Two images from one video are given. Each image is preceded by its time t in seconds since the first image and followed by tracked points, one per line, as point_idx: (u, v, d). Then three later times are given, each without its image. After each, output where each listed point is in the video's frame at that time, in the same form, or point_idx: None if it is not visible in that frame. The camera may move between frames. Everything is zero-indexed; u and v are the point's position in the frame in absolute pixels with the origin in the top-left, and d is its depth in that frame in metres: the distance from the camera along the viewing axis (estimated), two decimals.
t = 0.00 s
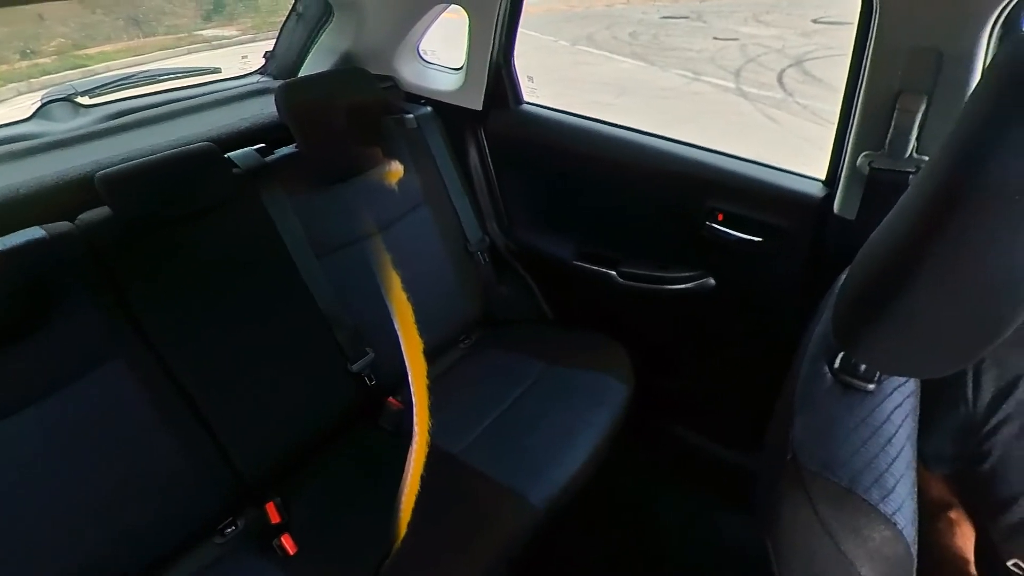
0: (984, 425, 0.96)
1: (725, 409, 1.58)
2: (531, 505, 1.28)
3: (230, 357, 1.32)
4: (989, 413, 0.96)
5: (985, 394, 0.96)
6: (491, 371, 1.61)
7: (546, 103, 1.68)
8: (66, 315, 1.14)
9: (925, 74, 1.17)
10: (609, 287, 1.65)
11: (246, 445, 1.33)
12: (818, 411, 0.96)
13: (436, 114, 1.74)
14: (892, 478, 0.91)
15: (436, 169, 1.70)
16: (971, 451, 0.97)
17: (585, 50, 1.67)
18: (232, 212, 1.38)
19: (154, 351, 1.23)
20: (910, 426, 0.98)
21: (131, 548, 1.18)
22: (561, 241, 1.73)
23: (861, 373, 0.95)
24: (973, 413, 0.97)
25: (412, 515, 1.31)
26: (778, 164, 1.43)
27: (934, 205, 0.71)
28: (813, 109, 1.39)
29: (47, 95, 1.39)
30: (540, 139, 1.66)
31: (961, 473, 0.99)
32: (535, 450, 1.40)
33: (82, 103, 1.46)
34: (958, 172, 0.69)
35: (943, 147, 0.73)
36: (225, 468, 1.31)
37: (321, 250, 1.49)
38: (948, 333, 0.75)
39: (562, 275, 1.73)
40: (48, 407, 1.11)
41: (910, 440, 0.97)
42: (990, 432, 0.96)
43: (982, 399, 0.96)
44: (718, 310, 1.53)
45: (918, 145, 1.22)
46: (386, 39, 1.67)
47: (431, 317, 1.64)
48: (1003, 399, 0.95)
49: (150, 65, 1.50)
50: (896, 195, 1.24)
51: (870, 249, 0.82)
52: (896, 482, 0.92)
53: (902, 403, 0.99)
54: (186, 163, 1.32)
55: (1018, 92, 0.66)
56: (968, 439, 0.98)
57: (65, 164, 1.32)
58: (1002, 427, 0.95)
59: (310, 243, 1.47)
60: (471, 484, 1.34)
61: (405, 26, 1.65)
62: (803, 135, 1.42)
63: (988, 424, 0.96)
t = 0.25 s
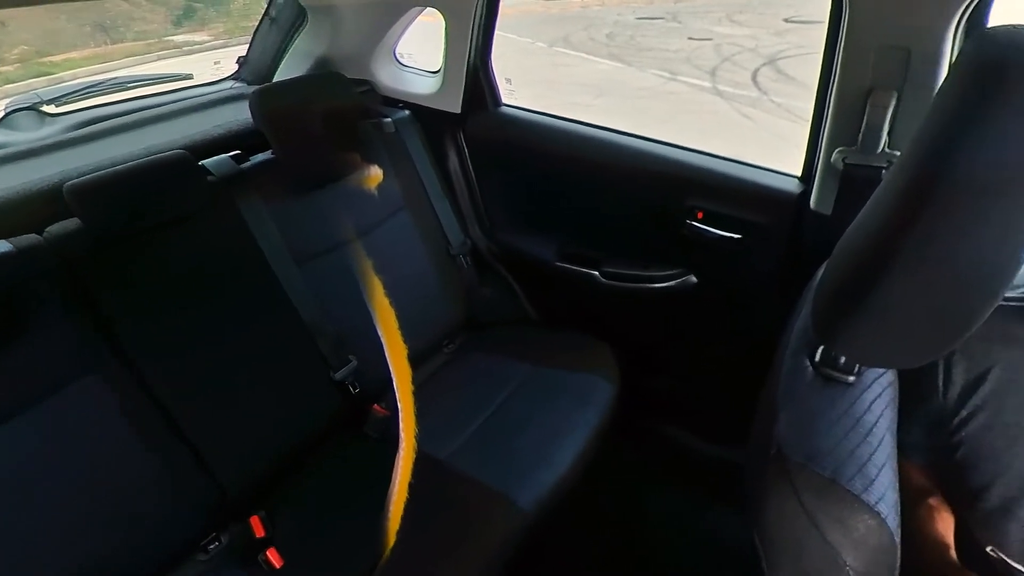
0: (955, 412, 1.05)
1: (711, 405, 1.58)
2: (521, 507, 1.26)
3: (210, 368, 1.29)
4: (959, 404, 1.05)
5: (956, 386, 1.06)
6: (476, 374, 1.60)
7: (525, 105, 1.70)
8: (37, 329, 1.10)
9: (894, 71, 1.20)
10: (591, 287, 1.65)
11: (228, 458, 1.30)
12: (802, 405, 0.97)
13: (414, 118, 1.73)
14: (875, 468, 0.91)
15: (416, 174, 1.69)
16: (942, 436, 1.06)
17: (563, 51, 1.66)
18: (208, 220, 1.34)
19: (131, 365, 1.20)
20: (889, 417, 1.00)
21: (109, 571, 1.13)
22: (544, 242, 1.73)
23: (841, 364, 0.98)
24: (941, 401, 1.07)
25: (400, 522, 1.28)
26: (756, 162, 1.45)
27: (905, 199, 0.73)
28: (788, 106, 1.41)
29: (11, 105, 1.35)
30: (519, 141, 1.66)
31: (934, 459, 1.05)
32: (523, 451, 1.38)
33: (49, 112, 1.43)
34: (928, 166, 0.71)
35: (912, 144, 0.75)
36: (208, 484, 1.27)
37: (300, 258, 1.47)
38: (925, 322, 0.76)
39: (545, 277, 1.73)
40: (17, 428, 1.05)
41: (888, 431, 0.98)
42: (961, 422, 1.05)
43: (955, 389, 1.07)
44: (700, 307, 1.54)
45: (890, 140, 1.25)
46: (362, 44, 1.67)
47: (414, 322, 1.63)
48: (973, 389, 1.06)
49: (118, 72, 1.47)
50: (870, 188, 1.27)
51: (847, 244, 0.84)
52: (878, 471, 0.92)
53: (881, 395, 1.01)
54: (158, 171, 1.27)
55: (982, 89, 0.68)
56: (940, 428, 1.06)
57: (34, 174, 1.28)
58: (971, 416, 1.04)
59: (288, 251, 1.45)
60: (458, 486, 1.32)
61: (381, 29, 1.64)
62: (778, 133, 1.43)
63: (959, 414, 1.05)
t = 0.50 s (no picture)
0: (929, 410, 1.05)
1: (698, 402, 1.59)
2: (511, 510, 1.25)
3: (192, 379, 1.26)
4: (932, 402, 1.05)
5: (928, 383, 1.06)
6: (463, 378, 1.58)
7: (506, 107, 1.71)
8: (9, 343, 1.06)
9: (869, 69, 1.21)
10: (575, 286, 1.63)
11: (212, 471, 1.27)
12: (786, 400, 0.97)
13: (394, 121, 1.72)
14: (859, 460, 0.93)
15: (398, 178, 1.67)
16: (917, 434, 1.05)
17: (542, 53, 1.66)
18: (187, 227, 1.31)
19: (109, 379, 1.16)
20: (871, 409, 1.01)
21: None
22: (528, 244, 1.72)
23: (824, 359, 1.00)
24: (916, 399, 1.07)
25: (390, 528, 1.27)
26: (739, 160, 1.47)
27: (879, 194, 0.74)
28: (766, 105, 1.42)
29: None
30: (501, 143, 1.66)
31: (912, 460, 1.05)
32: (512, 454, 1.36)
33: (19, 120, 1.38)
34: (901, 162, 0.72)
35: (887, 141, 0.77)
36: (192, 497, 1.25)
37: (282, 265, 1.45)
38: (902, 316, 0.77)
39: (530, 278, 1.72)
40: None
41: (871, 423, 1.00)
42: (934, 421, 1.04)
43: (926, 388, 1.06)
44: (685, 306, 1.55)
45: (865, 137, 1.27)
46: (341, 48, 1.65)
47: (398, 327, 1.61)
48: (945, 388, 1.04)
49: (89, 79, 1.44)
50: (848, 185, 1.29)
51: (826, 240, 0.86)
52: (861, 464, 0.93)
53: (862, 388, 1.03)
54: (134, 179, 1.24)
55: (951, 86, 0.70)
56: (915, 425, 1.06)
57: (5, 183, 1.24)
58: (943, 416, 1.04)
59: (270, 259, 1.43)
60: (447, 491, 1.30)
61: (359, 33, 1.62)
62: (757, 131, 1.45)
63: (932, 412, 1.05)
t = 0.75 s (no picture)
0: (899, 407, 0.96)
1: (684, 399, 1.60)
2: (500, 514, 1.24)
3: (172, 392, 1.22)
4: (903, 398, 0.96)
5: (899, 379, 0.97)
6: (448, 384, 1.57)
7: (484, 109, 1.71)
8: None
9: (840, 67, 1.24)
10: (558, 287, 1.64)
11: (193, 486, 1.23)
12: (769, 395, 0.96)
13: (372, 125, 1.71)
14: (841, 451, 0.92)
15: (377, 183, 1.66)
16: (888, 432, 0.98)
17: (519, 55, 1.66)
18: (160, 238, 1.29)
19: (85, 395, 1.12)
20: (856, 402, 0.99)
21: None
22: (510, 246, 1.72)
23: (806, 352, 0.98)
24: (887, 396, 0.98)
25: (378, 536, 1.23)
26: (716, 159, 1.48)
27: (854, 195, 0.75)
28: (741, 103, 1.43)
29: None
30: (480, 146, 1.66)
31: (886, 462, 0.98)
32: (499, 457, 1.35)
33: None
34: (873, 161, 0.73)
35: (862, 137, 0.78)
36: (173, 514, 1.20)
37: (259, 274, 1.42)
38: (881, 313, 0.78)
39: (513, 281, 1.72)
40: None
41: (856, 415, 0.98)
42: (905, 418, 0.96)
43: (896, 383, 0.97)
44: (667, 304, 1.55)
45: (838, 134, 1.29)
46: (315, 52, 1.63)
47: (381, 333, 1.59)
48: (915, 384, 0.95)
49: (55, 87, 1.40)
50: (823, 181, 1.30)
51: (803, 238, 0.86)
52: (845, 454, 0.92)
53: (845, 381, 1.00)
54: (106, 189, 1.21)
55: (917, 88, 0.70)
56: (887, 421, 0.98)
57: None
58: (913, 414, 0.95)
59: (248, 268, 1.40)
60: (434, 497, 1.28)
61: (336, 37, 1.61)
62: (734, 130, 1.46)
63: (903, 409, 0.96)
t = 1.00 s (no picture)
0: (876, 399, 0.99)
1: (670, 397, 1.60)
2: (491, 518, 1.23)
3: (153, 405, 1.19)
4: (881, 390, 0.98)
5: (875, 372, 0.99)
6: (434, 389, 1.55)
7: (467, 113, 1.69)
8: None
9: (815, 66, 1.26)
10: (543, 289, 1.64)
11: (177, 501, 1.20)
12: (755, 391, 0.96)
13: (352, 129, 1.69)
14: (826, 444, 0.92)
15: (359, 188, 1.64)
16: (867, 427, 0.99)
17: (498, 57, 1.68)
18: (137, 248, 1.25)
19: (60, 412, 1.08)
20: (837, 396, 1.00)
21: None
22: (494, 249, 1.71)
23: (788, 347, 1.00)
24: (865, 389, 1.00)
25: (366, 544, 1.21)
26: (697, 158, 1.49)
27: (831, 193, 0.75)
28: (720, 103, 1.45)
29: None
30: (462, 148, 1.65)
31: (867, 452, 0.99)
32: (488, 460, 1.34)
33: None
34: (849, 158, 0.73)
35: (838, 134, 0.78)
36: (157, 532, 1.17)
37: (239, 281, 1.39)
38: (861, 308, 0.79)
39: (498, 284, 1.71)
40: None
41: (839, 408, 0.98)
42: (882, 410, 0.98)
43: (872, 376, 0.99)
44: (651, 303, 1.56)
45: (816, 131, 1.31)
46: (292, 56, 1.62)
47: (366, 339, 1.57)
48: (891, 378, 0.98)
49: (26, 94, 1.35)
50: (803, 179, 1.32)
51: (784, 232, 0.86)
52: (829, 447, 0.93)
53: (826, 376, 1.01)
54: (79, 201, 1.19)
55: (889, 88, 0.70)
56: (864, 413, 1.00)
57: None
58: (890, 406, 0.97)
59: (227, 276, 1.38)
60: (424, 503, 1.27)
61: (314, 40, 1.60)
62: (714, 129, 1.47)
63: (880, 402, 0.98)
